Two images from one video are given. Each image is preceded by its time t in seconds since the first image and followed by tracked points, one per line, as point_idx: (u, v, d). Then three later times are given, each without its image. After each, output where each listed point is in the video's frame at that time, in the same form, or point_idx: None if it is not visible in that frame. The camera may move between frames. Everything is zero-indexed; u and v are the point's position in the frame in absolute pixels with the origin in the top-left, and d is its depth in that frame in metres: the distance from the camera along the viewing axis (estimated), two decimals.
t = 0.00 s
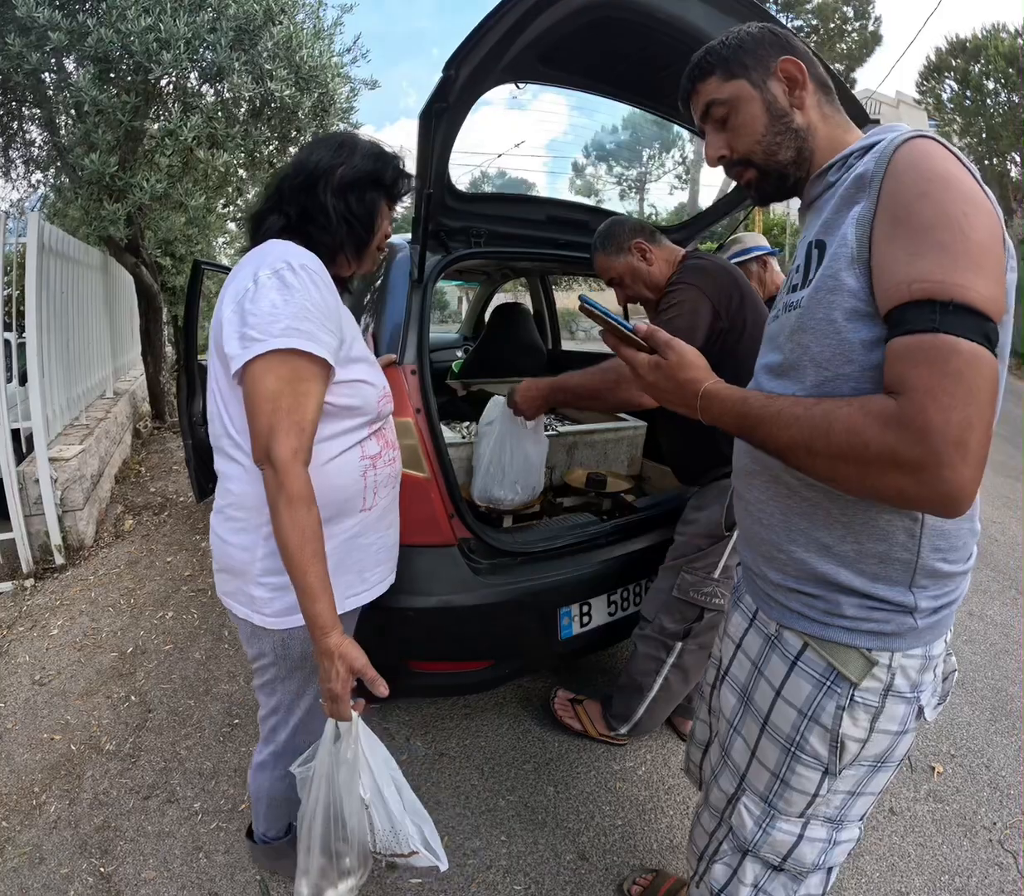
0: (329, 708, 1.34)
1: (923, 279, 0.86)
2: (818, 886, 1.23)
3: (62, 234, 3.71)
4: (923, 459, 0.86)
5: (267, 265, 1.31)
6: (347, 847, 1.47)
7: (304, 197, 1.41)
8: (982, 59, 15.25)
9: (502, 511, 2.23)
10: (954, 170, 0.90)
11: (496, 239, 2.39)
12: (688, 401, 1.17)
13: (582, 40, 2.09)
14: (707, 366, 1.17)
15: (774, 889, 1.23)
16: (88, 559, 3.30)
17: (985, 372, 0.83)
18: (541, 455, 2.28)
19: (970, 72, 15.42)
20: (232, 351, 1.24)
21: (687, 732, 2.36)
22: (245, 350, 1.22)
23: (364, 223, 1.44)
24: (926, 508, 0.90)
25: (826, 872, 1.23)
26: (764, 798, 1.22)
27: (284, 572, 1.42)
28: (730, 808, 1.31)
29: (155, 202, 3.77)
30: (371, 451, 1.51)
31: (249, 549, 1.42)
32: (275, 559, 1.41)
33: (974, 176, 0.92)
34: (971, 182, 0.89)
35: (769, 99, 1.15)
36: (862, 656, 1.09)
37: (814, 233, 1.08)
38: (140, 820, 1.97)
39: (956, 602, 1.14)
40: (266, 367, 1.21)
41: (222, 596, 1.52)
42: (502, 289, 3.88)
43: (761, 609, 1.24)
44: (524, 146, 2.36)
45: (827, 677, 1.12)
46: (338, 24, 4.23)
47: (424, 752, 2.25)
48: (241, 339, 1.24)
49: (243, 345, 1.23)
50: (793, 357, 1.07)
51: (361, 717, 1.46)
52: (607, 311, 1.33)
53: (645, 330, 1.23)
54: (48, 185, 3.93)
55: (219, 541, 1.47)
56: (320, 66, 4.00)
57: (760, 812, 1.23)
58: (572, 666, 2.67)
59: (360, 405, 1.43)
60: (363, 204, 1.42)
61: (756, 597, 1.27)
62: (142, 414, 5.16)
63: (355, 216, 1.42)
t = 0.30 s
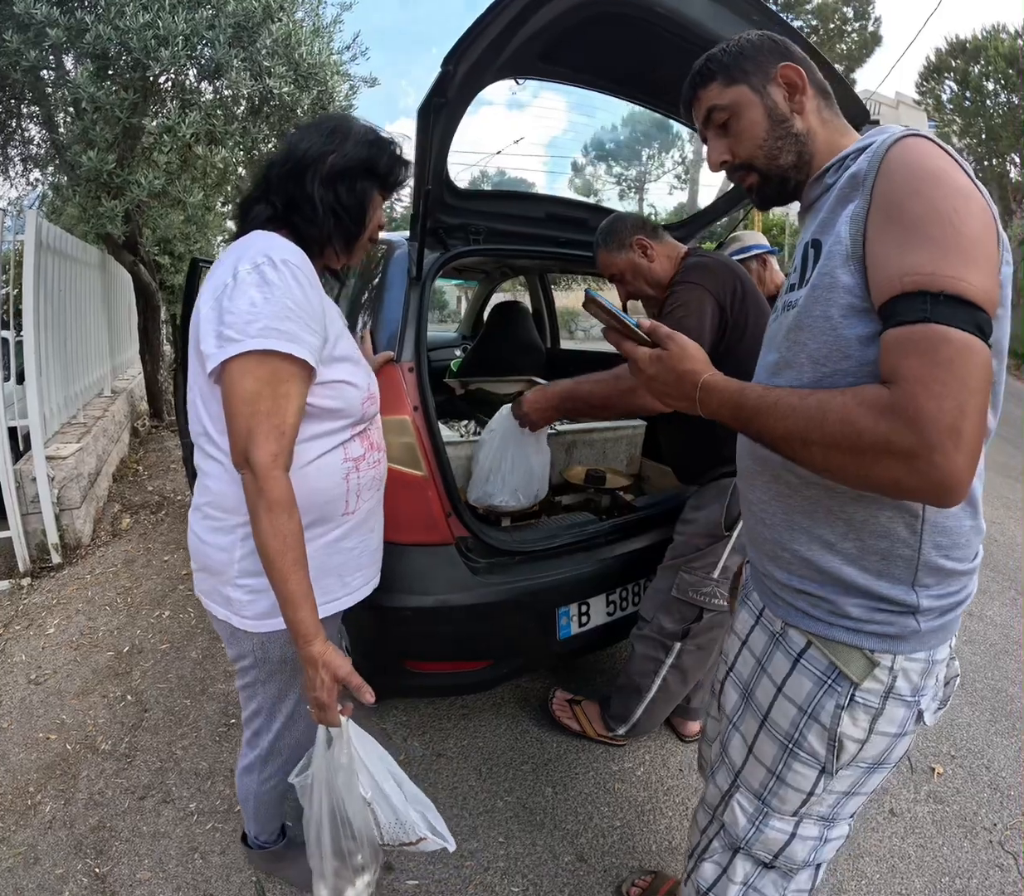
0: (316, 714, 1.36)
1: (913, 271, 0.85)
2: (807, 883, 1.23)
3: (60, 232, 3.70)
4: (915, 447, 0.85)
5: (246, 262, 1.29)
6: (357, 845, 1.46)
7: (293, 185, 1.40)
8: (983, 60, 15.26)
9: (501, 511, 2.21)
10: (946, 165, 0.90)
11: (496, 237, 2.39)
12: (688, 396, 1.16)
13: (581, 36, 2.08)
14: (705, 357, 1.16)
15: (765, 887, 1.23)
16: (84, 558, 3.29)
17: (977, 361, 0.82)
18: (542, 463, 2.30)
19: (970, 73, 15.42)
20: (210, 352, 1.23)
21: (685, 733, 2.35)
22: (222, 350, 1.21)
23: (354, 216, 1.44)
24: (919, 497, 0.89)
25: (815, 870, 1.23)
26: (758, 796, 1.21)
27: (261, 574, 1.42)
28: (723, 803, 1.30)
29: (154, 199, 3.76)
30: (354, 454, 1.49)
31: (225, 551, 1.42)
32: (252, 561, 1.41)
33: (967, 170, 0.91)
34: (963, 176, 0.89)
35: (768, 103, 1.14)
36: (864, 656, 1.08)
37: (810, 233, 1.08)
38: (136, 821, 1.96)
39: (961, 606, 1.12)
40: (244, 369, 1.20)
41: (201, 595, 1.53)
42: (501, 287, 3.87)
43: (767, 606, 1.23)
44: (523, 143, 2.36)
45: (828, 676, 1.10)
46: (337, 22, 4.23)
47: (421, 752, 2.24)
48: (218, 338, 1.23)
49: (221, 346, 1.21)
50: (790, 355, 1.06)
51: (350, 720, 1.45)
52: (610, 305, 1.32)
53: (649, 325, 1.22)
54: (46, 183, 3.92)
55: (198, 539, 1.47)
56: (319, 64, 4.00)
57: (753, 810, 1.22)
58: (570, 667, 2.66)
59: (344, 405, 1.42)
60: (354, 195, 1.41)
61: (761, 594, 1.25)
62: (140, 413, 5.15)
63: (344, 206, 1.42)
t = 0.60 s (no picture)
0: (317, 717, 1.37)
1: (919, 279, 0.85)
2: (808, 878, 1.22)
3: (60, 231, 3.70)
4: (913, 453, 0.85)
5: (234, 262, 1.28)
6: (358, 846, 1.47)
7: (281, 178, 1.39)
8: (983, 61, 15.26)
9: (500, 511, 2.21)
10: (954, 172, 0.89)
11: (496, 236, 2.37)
12: (690, 393, 1.16)
13: (581, 34, 2.08)
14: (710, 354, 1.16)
15: (766, 882, 1.22)
16: (83, 557, 3.29)
17: (978, 369, 0.82)
18: (542, 466, 2.30)
19: (970, 74, 15.44)
20: (201, 355, 1.23)
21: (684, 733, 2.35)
22: (213, 353, 1.21)
23: (344, 207, 1.44)
24: (916, 503, 0.89)
25: (815, 864, 1.23)
26: (757, 791, 1.21)
27: (253, 578, 1.42)
28: (722, 799, 1.30)
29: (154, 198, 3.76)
30: (347, 454, 1.50)
31: (218, 553, 1.42)
32: (244, 564, 1.41)
33: (973, 177, 0.91)
34: (970, 184, 0.89)
35: (777, 102, 1.14)
36: (858, 651, 1.08)
37: (816, 233, 1.07)
38: (134, 819, 1.96)
39: (953, 602, 1.12)
40: (237, 372, 1.20)
41: (192, 598, 1.52)
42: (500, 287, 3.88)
43: (761, 603, 1.23)
44: (523, 142, 2.36)
45: (824, 670, 1.11)
46: (338, 21, 4.23)
47: (420, 751, 2.24)
48: (208, 340, 1.22)
49: (212, 349, 1.21)
50: (791, 356, 1.06)
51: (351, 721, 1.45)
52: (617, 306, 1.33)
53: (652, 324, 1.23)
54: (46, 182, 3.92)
55: (190, 541, 1.47)
56: (319, 62, 4.00)
57: (753, 804, 1.22)
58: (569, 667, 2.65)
59: (337, 405, 1.42)
60: (344, 186, 1.42)
61: (756, 591, 1.25)
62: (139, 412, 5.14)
63: (333, 198, 1.42)
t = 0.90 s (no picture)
0: (304, 722, 1.37)
1: (931, 281, 0.85)
2: (806, 870, 1.23)
3: (60, 230, 3.70)
4: (928, 448, 0.85)
5: (226, 261, 1.28)
6: (346, 856, 1.47)
7: (277, 173, 1.39)
8: (983, 63, 15.28)
9: (501, 510, 2.21)
10: (959, 176, 0.90)
11: (497, 235, 2.35)
12: (702, 350, 1.09)
13: (582, 34, 2.09)
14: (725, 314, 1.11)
15: (765, 875, 1.22)
16: (83, 555, 3.29)
17: (988, 373, 0.83)
18: (542, 462, 2.29)
19: (970, 75, 15.46)
20: (194, 355, 1.23)
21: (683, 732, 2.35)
22: (205, 352, 1.21)
23: (341, 203, 1.44)
24: (918, 500, 0.90)
25: (814, 856, 1.23)
26: (756, 785, 1.21)
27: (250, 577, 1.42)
28: (721, 793, 1.30)
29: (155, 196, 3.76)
30: (343, 454, 1.49)
31: (215, 550, 1.42)
32: (241, 563, 1.41)
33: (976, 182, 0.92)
34: (975, 189, 0.90)
35: (746, 115, 1.17)
36: (857, 646, 1.08)
37: (818, 233, 1.08)
38: (133, 817, 1.96)
39: (950, 597, 1.13)
40: (228, 371, 1.20)
41: (189, 596, 1.52)
42: (500, 287, 3.89)
43: (760, 598, 1.23)
44: (525, 141, 2.37)
45: (823, 665, 1.11)
46: (339, 20, 4.24)
47: (420, 750, 2.24)
48: (200, 339, 1.23)
49: (204, 349, 1.21)
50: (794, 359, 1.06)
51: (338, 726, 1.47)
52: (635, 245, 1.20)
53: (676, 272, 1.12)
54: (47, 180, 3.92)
55: (187, 539, 1.47)
56: (320, 61, 4.01)
57: (752, 798, 1.22)
58: (568, 666, 2.65)
59: (332, 405, 1.42)
60: (341, 182, 1.42)
61: (754, 586, 1.25)
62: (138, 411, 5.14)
63: (330, 194, 1.42)
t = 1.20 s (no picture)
0: (298, 728, 1.37)
1: (898, 257, 0.86)
2: (806, 872, 1.24)
3: (60, 229, 3.69)
4: (876, 401, 0.85)
5: (235, 261, 1.29)
6: (329, 867, 1.47)
7: (290, 175, 1.39)
8: (982, 63, 15.30)
9: (504, 511, 2.21)
10: (943, 174, 0.91)
11: (501, 237, 2.36)
12: (718, 258, 1.03)
13: (587, 38, 2.09)
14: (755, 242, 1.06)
15: (764, 876, 1.23)
16: (84, 555, 3.28)
17: (943, 351, 0.84)
18: (546, 463, 2.31)
19: (969, 75, 15.49)
20: (200, 357, 1.23)
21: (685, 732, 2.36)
22: (211, 355, 1.21)
23: (354, 207, 1.45)
24: (851, 456, 0.90)
25: (813, 858, 1.24)
26: (756, 785, 1.22)
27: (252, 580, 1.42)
28: (722, 792, 1.31)
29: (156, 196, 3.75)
30: (349, 458, 1.50)
31: (218, 552, 1.43)
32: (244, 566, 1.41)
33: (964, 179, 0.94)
34: (957, 182, 0.91)
35: (737, 131, 1.19)
36: (855, 648, 1.09)
37: (812, 234, 1.09)
38: (137, 818, 1.96)
39: (948, 598, 1.14)
40: (234, 373, 1.20)
41: (191, 597, 1.53)
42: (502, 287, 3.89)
43: (759, 600, 1.23)
44: (528, 143, 2.39)
45: (821, 666, 1.12)
46: (342, 20, 4.24)
47: (423, 749, 2.25)
48: (207, 341, 1.23)
49: (210, 351, 1.21)
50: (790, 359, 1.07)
51: (330, 734, 1.48)
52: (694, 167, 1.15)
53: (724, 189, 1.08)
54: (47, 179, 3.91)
55: (191, 541, 1.48)
56: (323, 61, 4.01)
57: (751, 798, 1.23)
58: (570, 666, 2.66)
59: (337, 409, 1.42)
60: (354, 185, 1.42)
61: (754, 587, 1.26)
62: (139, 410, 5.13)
63: (343, 198, 1.42)
